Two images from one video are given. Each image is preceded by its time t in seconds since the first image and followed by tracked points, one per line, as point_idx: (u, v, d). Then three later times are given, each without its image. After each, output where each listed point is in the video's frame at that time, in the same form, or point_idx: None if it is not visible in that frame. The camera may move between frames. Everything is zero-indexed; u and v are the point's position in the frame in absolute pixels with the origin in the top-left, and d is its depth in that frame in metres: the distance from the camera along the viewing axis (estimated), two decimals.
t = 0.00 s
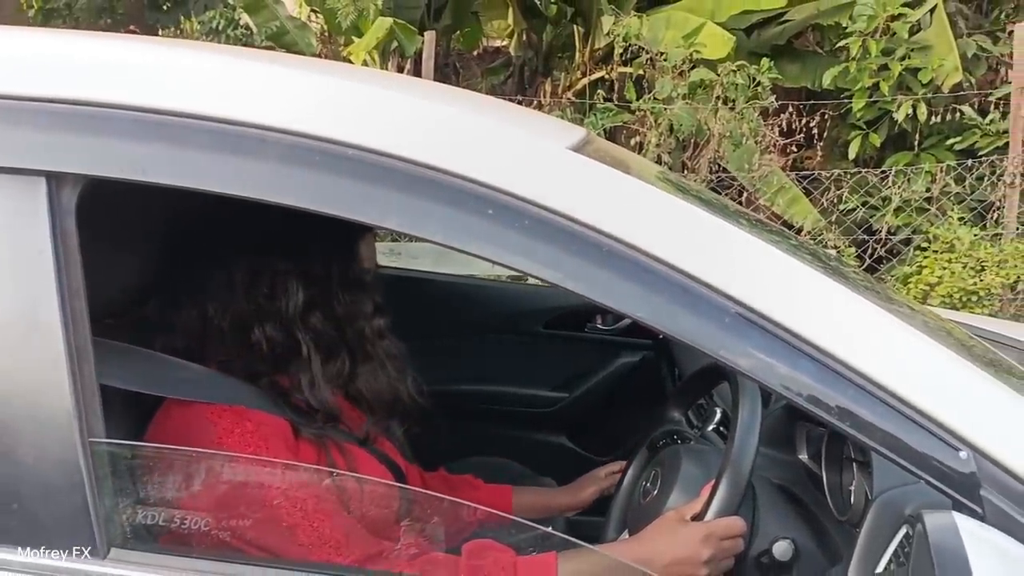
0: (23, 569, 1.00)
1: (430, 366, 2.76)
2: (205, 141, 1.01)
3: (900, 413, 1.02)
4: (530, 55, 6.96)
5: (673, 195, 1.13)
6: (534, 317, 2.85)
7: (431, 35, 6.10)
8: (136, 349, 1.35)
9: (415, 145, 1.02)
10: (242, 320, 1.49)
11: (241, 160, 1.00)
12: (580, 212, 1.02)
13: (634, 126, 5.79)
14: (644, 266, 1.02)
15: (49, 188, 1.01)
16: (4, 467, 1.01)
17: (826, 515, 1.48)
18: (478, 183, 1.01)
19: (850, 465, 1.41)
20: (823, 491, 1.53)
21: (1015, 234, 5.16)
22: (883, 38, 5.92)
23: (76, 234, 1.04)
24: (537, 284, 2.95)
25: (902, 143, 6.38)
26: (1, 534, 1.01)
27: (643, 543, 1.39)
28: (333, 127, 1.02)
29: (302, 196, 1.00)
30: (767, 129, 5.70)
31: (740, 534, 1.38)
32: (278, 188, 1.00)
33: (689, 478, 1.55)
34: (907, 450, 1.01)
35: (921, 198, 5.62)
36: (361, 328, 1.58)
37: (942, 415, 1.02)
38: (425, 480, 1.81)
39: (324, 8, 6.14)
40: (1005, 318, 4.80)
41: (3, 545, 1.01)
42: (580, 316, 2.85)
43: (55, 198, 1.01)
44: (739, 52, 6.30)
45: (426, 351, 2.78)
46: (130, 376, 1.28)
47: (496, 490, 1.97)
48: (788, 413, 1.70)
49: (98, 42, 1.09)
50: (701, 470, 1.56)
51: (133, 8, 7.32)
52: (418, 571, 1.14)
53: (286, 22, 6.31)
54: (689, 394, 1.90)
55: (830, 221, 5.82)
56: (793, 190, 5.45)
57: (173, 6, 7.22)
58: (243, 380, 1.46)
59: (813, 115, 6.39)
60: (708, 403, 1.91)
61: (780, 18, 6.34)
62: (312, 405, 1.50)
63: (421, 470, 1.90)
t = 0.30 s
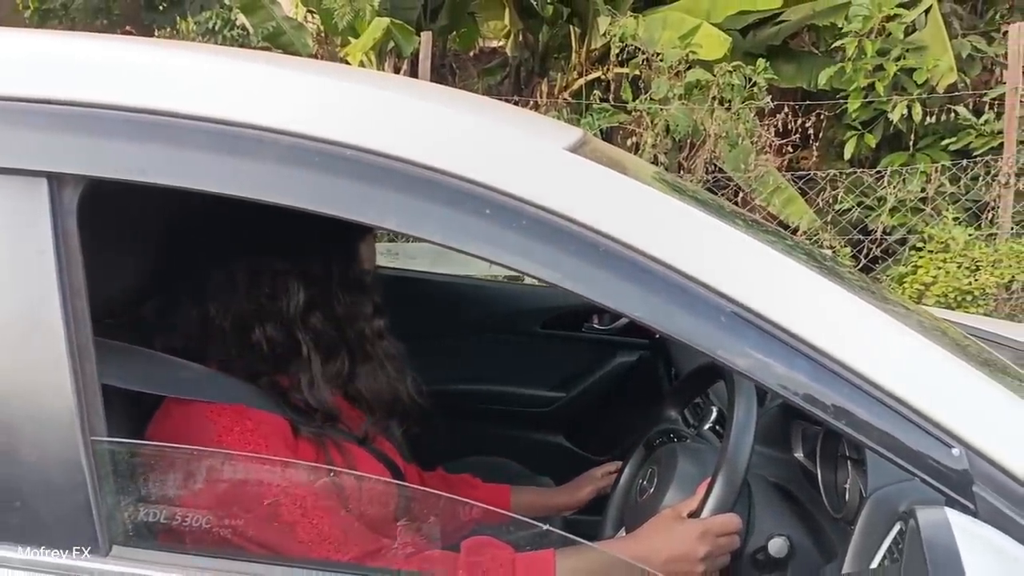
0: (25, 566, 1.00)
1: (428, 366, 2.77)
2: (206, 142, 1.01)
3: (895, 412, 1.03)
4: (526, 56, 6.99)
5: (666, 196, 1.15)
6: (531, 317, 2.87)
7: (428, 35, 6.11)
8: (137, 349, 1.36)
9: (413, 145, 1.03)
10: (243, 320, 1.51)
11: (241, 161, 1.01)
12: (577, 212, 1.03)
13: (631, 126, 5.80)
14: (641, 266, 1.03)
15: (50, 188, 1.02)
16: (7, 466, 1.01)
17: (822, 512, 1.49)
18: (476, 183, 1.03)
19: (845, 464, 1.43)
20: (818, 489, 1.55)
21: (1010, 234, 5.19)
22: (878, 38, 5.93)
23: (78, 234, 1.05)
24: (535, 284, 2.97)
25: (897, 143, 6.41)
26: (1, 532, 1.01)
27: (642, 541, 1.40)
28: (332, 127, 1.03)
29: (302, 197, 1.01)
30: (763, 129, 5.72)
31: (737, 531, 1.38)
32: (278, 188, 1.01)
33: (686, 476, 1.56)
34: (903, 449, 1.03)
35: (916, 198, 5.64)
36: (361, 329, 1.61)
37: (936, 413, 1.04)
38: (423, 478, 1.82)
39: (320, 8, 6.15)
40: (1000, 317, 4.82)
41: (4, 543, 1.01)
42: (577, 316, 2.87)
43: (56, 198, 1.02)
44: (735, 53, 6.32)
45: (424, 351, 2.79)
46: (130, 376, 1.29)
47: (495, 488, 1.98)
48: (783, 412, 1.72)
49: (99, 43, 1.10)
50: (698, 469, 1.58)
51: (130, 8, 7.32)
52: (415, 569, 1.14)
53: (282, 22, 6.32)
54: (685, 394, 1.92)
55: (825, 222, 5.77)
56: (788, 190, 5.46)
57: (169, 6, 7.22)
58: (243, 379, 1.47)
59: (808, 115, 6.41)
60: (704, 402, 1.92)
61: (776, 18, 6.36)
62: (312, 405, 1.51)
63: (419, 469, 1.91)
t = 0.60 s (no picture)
0: (32, 563, 1.01)
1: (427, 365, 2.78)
2: (211, 143, 1.03)
3: (891, 409, 1.04)
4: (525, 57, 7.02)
5: (665, 195, 1.17)
6: (530, 317, 2.89)
7: (427, 37, 6.12)
8: (142, 348, 1.38)
9: (412, 147, 1.05)
10: (248, 318, 1.53)
11: (244, 161, 1.02)
12: (574, 211, 1.05)
13: (629, 127, 5.81)
14: (639, 264, 1.04)
15: (57, 191, 1.03)
16: (15, 462, 1.03)
17: (820, 510, 1.50)
18: (475, 183, 1.04)
19: (843, 462, 1.45)
20: (817, 487, 1.56)
21: (1008, 234, 5.21)
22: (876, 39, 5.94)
23: (84, 236, 1.06)
24: (534, 285, 2.99)
25: (895, 144, 6.43)
26: (10, 527, 1.03)
27: (643, 539, 1.39)
28: (335, 130, 1.04)
29: (302, 196, 1.02)
30: (762, 129, 5.72)
31: (736, 528, 1.39)
32: (280, 187, 1.02)
33: (686, 474, 1.57)
34: (900, 446, 1.04)
35: (914, 198, 5.66)
36: (364, 331, 1.63)
37: (931, 410, 1.05)
38: (425, 476, 1.83)
39: (320, 9, 6.16)
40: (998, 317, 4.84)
41: (12, 539, 1.02)
42: (577, 316, 2.89)
43: (63, 200, 1.03)
44: (733, 53, 6.34)
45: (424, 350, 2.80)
46: (135, 374, 1.30)
47: (495, 487, 1.99)
48: (781, 413, 1.75)
49: (107, 49, 1.12)
50: (697, 466, 1.59)
51: (129, 9, 7.34)
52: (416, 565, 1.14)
53: (281, 23, 6.34)
54: (683, 393, 1.94)
55: (824, 221, 5.86)
56: (787, 191, 5.47)
57: (168, 6, 7.23)
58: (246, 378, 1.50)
59: (807, 116, 6.43)
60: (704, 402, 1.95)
61: (774, 19, 6.38)
62: (314, 403, 1.52)
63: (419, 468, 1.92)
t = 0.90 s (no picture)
0: (36, 562, 1.02)
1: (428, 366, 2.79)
2: (217, 147, 1.04)
3: (889, 410, 1.05)
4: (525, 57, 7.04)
5: (666, 198, 1.18)
6: (531, 317, 2.91)
7: (428, 38, 6.13)
8: (146, 349, 1.40)
9: (416, 150, 1.06)
10: (256, 319, 1.54)
11: (249, 165, 1.03)
12: (574, 213, 1.06)
13: (629, 127, 5.83)
14: (639, 265, 1.05)
15: (63, 194, 1.04)
16: (22, 462, 1.04)
17: (819, 510, 1.51)
18: (476, 185, 1.05)
19: (842, 461, 1.46)
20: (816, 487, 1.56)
21: (1008, 234, 5.22)
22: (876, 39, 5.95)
23: (90, 238, 1.07)
24: (535, 285, 3.00)
25: (895, 144, 6.44)
26: (16, 526, 1.04)
27: (643, 539, 1.39)
28: (342, 134, 1.05)
29: (306, 200, 1.03)
30: (762, 130, 5.72)
31: (736, 528, 1.40)
32: (285, 191, 1.03)
33: (686, 473, 1.58)
34: (899, 447, 1.05)
35: (914, 198, 5.67)
36: (370, 333, 1.64)
37: (929, 412, 1.06)
38: (427, 476, 1.84)
39: (320, 10, 6.17)
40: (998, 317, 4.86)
41: (16, 538, 1.03)
42: (577, 316, 2.90)
43: (69, 203, 1.04)
44: (733, 54, 6.35)
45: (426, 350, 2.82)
46: (139, 375, 1.31)
47: (495, 486, 2.00)
48: (782, 414, 1.76)
49: (113, 53, 1.13)
50: (698, 467, 1.60)
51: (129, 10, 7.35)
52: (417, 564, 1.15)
53: (282, 24, 6.35)
54: (684, 393, 1.96)
55: (824, 222, 5.87)
56: (787, 191, 5.48)
57: (169, 7, 7.25)
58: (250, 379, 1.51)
59: (807, 116, 6.45)
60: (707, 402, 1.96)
61: (775, 20, 6.39)
62: (318, 404, 1.53)
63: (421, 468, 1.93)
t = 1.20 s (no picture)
0: (35, 563, 1.02)
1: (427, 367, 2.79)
2: (217, 149, 1.04)
3: (889, 410, 1.05)
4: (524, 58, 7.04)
5: (664, 199, 1.19)
6: (530, 318, 2.92)
7: (427, 38, 6.13)
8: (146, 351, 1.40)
9: (415, 152, 1.06)
10: (257, 320, 1.55)
11: (249, 167, 1.04)
12: (573, 213, 1.06)
13: (628, 128, 5.84)
14: (638, 266, 1.05)
15: (63, 196, 1.04)
16: (23, 464, 1.04)
17: (818, 510, 1.51)
18: (476, 186, 1.05)
19: (841, 462, 1.46)
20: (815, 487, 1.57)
21: (1007, 234, 5.23)
22: (875, 39, 5.96)
23: (90, 240, 1.07)
24: (533, 286, 3.01)
25: (894, 144, 6.43)
26: (17, 528, 1.04)
27: (644, 539, 1.39)
28: (342, 135, 1.06)
29: (305, 201, 1.03)
30: (760, 130, 5.72)
31: (735, 528, 1.40)
32: (285, 193, 1.03)
33: (685, 473, 1.58)
34: (897, 448, 1.05)
35: (913, 198, 5.68)
36: (371, 334, 1.65)
37: (927, 412, 1.06)
38: (427, 476, 1.85)
39: (319, 11, 6.17)
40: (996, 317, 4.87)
41: (16, 539, 1.04)
42: (576, 317, 2.91)
43: (69, 205, 1.04)
44: (731, 54, 6.35)
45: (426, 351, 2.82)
46: (139, 376, 1.31)
47: (494, 487, 2.00)
48: (781, 414, 1.76)
49: (114, 56, 1.13)
50: (697, 466, 1.60)
51: (128, 11, 7.36)
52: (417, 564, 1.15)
53: (281, 25, 6.35)
54: (683, 393, 1.96)
55: (823, 222, 5.88)
56: (786, 191, 5.49)
57: (168, 8, 7.25)
58: (250, 379, 1.51)
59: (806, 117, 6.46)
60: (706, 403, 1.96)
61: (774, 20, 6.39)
62: (317, 405, 1.54)
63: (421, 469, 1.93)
